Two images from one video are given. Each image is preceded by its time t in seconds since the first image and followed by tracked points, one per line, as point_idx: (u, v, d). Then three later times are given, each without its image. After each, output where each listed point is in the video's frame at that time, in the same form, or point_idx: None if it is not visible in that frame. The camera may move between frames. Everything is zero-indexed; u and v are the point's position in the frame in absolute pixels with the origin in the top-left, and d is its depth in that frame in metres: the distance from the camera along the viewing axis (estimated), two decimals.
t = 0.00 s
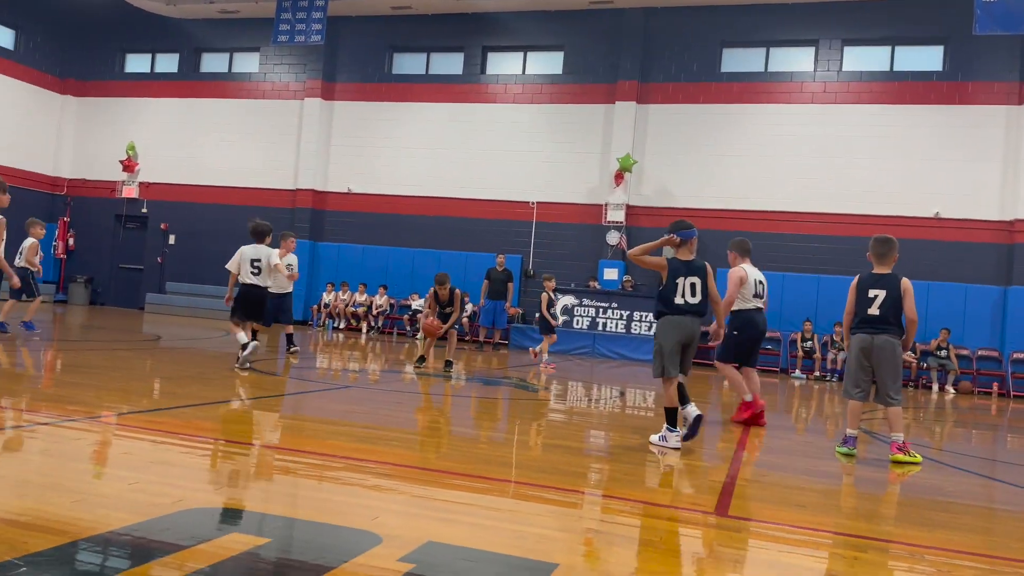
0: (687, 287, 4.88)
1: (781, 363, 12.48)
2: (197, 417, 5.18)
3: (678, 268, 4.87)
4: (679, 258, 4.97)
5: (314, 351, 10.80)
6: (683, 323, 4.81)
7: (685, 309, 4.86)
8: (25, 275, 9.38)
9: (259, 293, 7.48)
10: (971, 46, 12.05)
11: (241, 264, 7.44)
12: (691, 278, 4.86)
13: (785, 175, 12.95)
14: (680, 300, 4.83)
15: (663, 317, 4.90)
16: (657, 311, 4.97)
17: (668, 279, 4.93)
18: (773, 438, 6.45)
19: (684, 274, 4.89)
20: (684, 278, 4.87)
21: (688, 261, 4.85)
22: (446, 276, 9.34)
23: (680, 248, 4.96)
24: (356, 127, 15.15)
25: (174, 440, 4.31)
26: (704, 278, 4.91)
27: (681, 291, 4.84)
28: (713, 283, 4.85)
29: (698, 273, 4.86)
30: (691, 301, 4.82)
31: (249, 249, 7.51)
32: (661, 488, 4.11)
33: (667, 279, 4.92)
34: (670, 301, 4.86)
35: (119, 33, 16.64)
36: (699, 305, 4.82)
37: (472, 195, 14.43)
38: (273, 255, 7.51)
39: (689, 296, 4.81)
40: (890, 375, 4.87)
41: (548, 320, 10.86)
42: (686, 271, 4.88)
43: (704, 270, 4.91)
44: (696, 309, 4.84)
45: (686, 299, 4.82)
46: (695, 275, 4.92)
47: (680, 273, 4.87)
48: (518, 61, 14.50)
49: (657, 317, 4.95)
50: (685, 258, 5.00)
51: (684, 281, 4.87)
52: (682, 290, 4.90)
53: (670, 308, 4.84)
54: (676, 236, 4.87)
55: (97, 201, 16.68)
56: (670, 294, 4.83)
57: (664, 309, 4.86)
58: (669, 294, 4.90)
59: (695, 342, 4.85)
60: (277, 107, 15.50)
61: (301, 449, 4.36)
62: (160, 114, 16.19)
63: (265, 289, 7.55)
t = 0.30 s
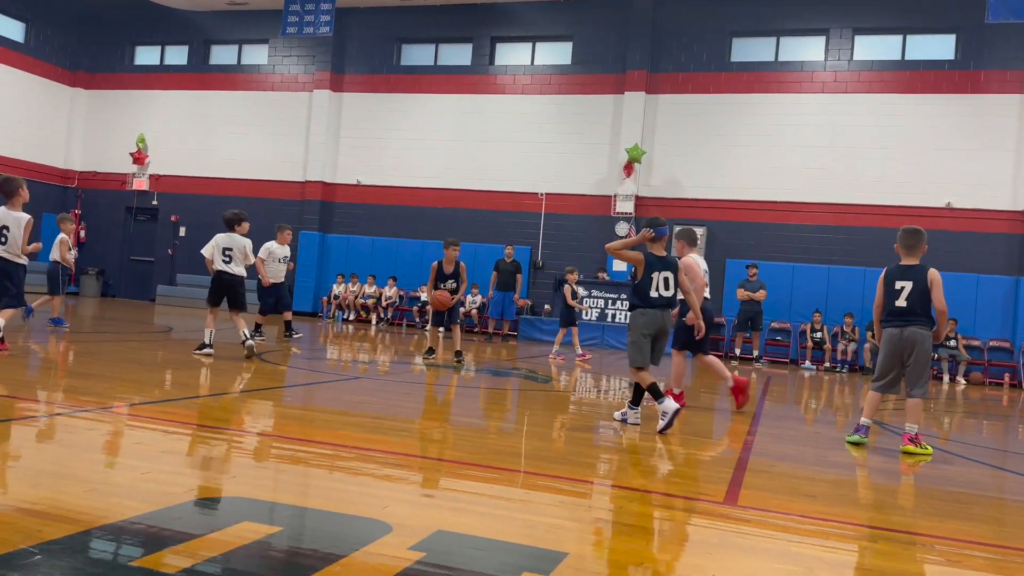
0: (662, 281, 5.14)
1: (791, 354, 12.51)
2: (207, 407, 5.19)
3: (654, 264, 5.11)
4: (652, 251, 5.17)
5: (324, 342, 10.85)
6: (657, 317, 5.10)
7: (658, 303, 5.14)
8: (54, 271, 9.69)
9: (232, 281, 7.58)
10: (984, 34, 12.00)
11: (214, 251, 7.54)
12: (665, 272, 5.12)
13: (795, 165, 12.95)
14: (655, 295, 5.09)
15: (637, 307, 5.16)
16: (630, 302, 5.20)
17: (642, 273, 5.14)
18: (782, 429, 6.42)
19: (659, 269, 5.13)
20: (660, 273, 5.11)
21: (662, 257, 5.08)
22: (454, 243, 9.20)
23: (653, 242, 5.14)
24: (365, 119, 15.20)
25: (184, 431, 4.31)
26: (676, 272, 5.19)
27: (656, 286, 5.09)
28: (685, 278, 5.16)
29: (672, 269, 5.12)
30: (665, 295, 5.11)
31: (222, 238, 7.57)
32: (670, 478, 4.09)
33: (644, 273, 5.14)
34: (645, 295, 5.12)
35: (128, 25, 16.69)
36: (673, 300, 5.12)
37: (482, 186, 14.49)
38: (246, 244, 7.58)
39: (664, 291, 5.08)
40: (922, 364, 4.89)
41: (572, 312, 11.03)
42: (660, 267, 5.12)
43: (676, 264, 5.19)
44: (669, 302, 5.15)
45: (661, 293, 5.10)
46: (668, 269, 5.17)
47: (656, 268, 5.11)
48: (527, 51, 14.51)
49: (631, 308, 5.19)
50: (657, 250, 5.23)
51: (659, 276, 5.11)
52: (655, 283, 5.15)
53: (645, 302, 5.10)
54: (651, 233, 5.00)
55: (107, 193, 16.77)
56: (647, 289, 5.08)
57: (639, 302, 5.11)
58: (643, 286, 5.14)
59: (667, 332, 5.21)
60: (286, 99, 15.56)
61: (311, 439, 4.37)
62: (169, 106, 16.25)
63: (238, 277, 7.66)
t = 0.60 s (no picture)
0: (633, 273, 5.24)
1: (795, 346, 12.45)
2: (212, 399, 5.18)
3: (627, 255, 5.22)
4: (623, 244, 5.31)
5: (328, 335, 10.86)
6: (628, 307, 5.20)
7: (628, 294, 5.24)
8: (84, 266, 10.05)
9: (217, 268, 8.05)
10: (989, 26, 11.98)
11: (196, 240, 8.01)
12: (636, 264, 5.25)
13: (799, 157, 12.93)
14: (627, 286, 5.20)
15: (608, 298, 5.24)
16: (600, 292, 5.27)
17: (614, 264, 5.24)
18: (786, 421, 6.42)
19: (631, 261, 5.23)
20: (632, 264, 5.21)
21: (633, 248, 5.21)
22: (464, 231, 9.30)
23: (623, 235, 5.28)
24: (369, 111, 15.21)
25: (189, 422, 4.32)
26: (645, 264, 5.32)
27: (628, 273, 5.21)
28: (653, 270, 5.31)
29: (642, 261, 5.26)
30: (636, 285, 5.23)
31: (203, 226, 8.02)
32: (674, 471, 4.09)
33: (616, 264, 5.22)
34: (617, 285, 5.20)
35: (131, 17, 16.68)
36: (643, 290, 5.25)
37: (486, 178, 14.50)
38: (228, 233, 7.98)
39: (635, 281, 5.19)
40: (935, 357, 4.87)
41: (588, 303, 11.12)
42: (632, 258, 5.25)
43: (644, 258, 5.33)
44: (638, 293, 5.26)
45: (633, 284, 5.20)
46: (639, 262, 5.29)
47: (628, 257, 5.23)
48: (531, 43, 14.49)
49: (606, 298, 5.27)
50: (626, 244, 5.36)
51: (631, 267, 5.21)
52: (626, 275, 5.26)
53: (617, 291, 5.19)
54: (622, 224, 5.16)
55: (111, 185, 16.79)
56: (620, 279, 5.17)
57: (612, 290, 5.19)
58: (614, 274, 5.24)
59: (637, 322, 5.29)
60: (290, 91, 15.56)
61: (316, 430, 4.38)
62: (173, 97, 16.26)
63: (221, 264, 8.12)
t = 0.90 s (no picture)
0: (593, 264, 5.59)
1: (796, 340, 12.46)
2: (214, 392, 5.18)
3: (589, 247, 5.55)
4: (586, 235, 5.62)
5: (329, 328, 10.87)
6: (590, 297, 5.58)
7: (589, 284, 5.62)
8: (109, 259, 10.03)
9: (205, 258, 8.23)
10: (991, 19, 11.96)
11: (184, 232, 8.23)
12: (597, 256, 5.59)
13: (800, 151, 12.91)
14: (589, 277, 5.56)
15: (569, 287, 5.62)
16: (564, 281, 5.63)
17: (577, 254, 5.58)
18: (786, 415, 6.42)
19: (592, 252, 5.57)
20: (593, 256, 5.56)
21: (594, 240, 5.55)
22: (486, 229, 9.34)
23: (587, 227, 5.59)
24: (371, 104, 15.21)
25: (190, 414, 4.33)
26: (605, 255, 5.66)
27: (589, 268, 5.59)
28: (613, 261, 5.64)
29: (603, 252, 5.60)
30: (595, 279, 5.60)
31: (192, 218, 8.21)
32: (674, 464, 4.08)
33: (578, 256, 5.56)
34: (579, 276, 5.57)
35: (133, 9, 16.66)
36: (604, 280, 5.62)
37: (487, 172, 14.51)
38: (214, 225, 8.15)
39: (596, 273, 5.56)
40: (938, 351, 4.89)
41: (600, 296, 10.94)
42: (594, 250, 5.57)
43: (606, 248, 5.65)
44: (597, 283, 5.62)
45: (593, 275, 5.57)
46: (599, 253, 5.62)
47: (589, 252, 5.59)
48: (532, 35, 14.46)
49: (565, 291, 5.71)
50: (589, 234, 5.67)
51: (592, 259, 5.56)
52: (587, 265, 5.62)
53: (581, 281, 5.56)
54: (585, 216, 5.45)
55: (112, 179, 16.79)
56: (581, 270, 5.53)
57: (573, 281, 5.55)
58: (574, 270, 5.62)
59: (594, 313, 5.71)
60: (291, 83, 15.55)
61: (316, 423, 4.38)
62: (174, 90, 16.25)
63: (208, 255, 8.28)
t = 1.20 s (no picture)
0: (561, 257, 5.93)
1: (796, 336, 12.48)
2: (213, 386, 5.19)
3: (557, 242, 5.89)
4: (554, 231, 5.99)
5: (329, 323, 10.87)
6: (558, 288, 5.91)
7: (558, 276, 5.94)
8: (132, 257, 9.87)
9: (190, 254, 8.43)
10: (993, 13, 11.94)
11: (171, 227, 8.39)
12: (564, 249, 5.93)
13: (801, 146, 12.91)
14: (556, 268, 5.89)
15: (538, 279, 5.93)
16: (536, 275, 5.95)
17: (545, 248, 5.91)
18: (785, 410, 6.42)
19: (558, 246, 5.92)
20: (559, 249, 5.91)
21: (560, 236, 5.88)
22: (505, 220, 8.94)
23: (553, 223, 5.99)
24: (371, 98, 15.20)
25: (190, 408, 4.33)
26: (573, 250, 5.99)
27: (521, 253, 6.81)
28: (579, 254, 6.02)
29: (569, 247, 5.94)
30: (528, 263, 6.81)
31: (179, 213, 8.43)
32: (673, 459, 4.09)
33: (547, 250, 5.91)
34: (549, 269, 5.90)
35: (133, 4, 16.62)
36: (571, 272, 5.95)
37: (488, 167, 14.50)
38: (202, 220, 8.37)
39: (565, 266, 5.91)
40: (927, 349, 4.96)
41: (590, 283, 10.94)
42: (559, 244, 5.92)
43: (571, 242, 6.02)
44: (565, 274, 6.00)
45: (562, 267, 5.92)
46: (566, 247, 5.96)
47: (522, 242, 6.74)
48: (533, 30, 14.44)
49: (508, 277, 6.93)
50: (555, 229, 6.00)
51: (559, 252, 5.91)
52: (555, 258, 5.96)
53: (551, 274, 5.89)
54: (552, 212, 5.82)
55: (113, 173, 16.78)
56: (551, 264, 5.86)
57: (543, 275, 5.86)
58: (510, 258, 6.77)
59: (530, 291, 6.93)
60: (292, 78, 15.54)
61: (316, 417, 4.38)
62: (174, 84, 16.23)
63: (195, 251, 8.48)
